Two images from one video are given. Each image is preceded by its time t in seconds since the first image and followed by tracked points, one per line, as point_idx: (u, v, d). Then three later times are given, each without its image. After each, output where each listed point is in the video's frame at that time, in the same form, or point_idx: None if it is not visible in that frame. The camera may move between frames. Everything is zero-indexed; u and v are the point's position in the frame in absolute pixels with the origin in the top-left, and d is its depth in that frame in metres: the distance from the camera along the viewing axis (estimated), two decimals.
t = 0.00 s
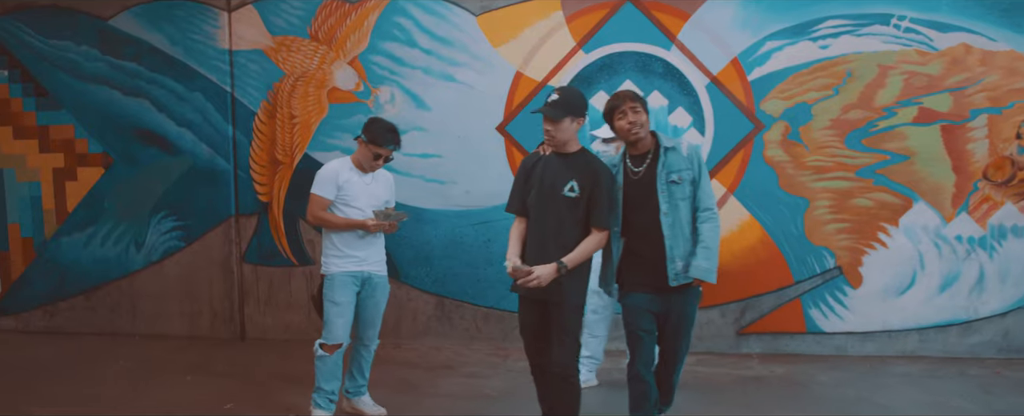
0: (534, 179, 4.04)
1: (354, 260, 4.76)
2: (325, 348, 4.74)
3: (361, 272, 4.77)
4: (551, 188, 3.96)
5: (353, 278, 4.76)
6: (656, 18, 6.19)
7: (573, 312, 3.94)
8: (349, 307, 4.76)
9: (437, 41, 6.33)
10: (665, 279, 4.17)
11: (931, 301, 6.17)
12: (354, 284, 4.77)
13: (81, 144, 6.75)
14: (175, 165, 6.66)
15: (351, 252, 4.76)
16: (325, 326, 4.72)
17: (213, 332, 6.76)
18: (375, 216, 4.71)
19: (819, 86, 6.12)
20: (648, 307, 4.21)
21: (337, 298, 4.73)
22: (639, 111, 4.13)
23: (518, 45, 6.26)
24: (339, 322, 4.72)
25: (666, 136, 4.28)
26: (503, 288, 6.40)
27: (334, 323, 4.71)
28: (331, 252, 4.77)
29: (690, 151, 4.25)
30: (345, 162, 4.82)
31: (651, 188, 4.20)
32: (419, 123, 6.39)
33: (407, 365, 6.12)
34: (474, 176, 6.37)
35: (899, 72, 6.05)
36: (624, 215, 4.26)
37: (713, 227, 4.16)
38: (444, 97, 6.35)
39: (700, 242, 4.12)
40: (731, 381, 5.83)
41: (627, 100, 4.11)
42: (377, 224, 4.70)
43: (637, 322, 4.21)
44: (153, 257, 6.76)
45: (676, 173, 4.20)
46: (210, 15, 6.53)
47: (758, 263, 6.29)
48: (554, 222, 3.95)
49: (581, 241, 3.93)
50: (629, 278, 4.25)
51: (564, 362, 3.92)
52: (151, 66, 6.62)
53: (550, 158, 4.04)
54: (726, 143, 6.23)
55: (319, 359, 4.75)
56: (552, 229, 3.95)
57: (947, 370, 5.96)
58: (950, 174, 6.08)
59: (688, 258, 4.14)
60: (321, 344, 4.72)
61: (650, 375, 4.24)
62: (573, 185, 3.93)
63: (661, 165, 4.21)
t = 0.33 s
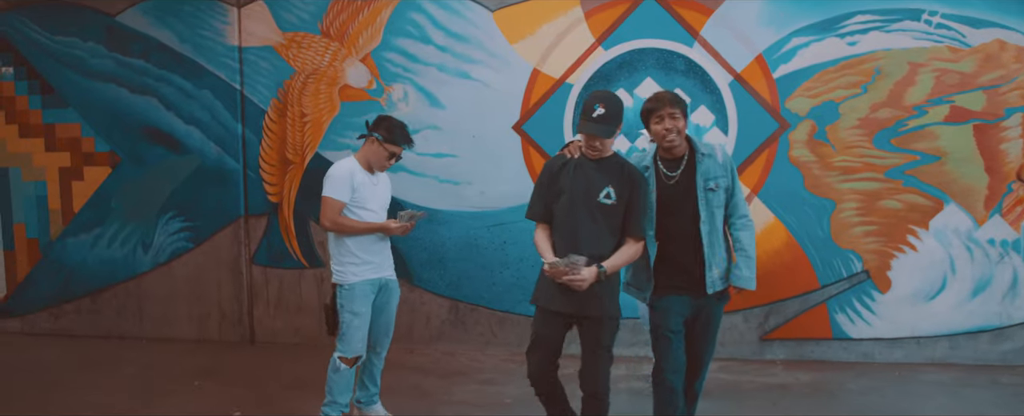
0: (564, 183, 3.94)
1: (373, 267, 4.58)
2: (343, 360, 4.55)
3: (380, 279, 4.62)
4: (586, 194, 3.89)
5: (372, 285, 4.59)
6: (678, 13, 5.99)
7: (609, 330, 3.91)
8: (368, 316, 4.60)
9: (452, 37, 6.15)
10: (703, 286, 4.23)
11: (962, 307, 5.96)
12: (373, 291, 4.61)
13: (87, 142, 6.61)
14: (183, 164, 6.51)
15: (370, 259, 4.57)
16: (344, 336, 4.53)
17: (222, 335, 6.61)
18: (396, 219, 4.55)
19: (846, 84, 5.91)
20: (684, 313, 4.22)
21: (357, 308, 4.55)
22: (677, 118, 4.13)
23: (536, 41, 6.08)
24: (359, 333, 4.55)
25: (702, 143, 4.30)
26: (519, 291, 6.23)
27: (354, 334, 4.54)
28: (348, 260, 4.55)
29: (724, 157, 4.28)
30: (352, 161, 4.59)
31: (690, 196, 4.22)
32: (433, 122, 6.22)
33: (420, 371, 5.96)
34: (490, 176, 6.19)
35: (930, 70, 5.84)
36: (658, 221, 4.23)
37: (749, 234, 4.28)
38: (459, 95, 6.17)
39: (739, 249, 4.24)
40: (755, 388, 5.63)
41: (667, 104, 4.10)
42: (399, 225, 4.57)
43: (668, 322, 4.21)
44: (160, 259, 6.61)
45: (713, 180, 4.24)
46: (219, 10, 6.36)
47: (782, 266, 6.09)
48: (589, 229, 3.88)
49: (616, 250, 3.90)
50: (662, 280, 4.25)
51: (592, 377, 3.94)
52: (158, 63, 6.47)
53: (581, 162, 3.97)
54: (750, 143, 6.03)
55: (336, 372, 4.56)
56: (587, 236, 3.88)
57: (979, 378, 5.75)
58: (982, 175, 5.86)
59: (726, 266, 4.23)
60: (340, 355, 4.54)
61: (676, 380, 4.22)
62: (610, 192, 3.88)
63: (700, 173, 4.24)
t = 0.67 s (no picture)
0: (579, 184, 3.82)
1: (363, 276, 4.48)
2: (334, 373, 4.51)
3: (370, 287, 4.51)
4: (603, 196, 3.80)
5: (361, 295, 4.48)
6: (685, 14, 5.90)
7: (623, 335, 3.84)
8: (358, 328, 4.50)
9: (456, 38, 6.06)
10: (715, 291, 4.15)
11: (974, 312, 5.85)
12: (364, 300, 4.50)
13: (85, 144, 6.51)
14: (182, 166, 6.41)
15: (360, 267, 4.47)
16: (335, 350, 4.46)
17: (221, 341, 6.51)
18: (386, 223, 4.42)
19: (856, 85, 5.82)
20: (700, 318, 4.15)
21: (349, 319, 4.44)
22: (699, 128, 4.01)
23: (540, 42, 5.99)
24: (348, 346, 4.47)
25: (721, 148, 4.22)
26: (523, 296, 6.13)
27: (342, 349, 4.45)
28: (338, 270, 4.43)
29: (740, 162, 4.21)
30: (334, 165, 4.43)
31: (708, 198, 4.14)
32: (436, 124, 6.12)
33: (423, 377, 5.85)
34: (494, 179, 6.09)
35: (941, 71, 5.75)
36: (670, 222, 4.13)
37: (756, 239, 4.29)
38: (462, 96, 6.08)
39: (748, 255, 4.24)
40: (764, 395, 5.52)
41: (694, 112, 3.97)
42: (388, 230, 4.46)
43: (684, 328, 4.13)
44: (159, 262, 6.50)
45: (730, 184, 4.15)
46: (219, 10, 6.27)
47: (792, 271, 5.99)
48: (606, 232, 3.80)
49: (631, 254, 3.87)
50: (676, 286, 4.13)
51: (604, 383, 3.88)
52: (157, 64, 6.38)
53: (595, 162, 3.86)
54: (759, 145, 5.94)
55: (328, 385, 4.52)
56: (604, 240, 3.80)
57: (992, 385, 5.64)
58: (994, 178, 5.77)
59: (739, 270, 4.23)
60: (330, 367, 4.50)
61: (688, 386, 4.18)
62: (627, 195, 3.82)
63: (719, 176, 4.15)
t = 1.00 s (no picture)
0: (575, 180, 3.71)
1: (344, 276, 4.46)
2: (318, 376, 4.49)
3: (352, 288, 4.49)
4: (600, 194, 3.70)
5: (342, 296, 4.45)
6: (685, 10, 5.81)
7: (619, 334, 3.73)
8: (339, 329, 4.47)
9: (452, 34, 5.97)
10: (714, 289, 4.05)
11: (977, 312, 5.78)
12: (346, 301, 4.48)
13: (75, 142, 6.41)
14: (174, 164, 6.31)
15: (338, 268, 4.44)
16: (317, 353, 4.44)
17: (214, 342, 6.41)
18: (360, 223, 4.37)
19: (858, 82, 5.73)
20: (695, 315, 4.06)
21: (329, 322, 4.42)
22: (704, 130, 3.94)
23: (538, 38, 5.90)
24: (331, 349, 4.44)
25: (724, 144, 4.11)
26: (521, 296, 6.04)
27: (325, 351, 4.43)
28: (317, 272, 4.41)
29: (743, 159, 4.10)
30: (302, 167, 4.36)
31: (706, 194, 4.03)
32: (432, 121, 6.03)
33: (419, 379, 5.76)
34: (491, 177, 6.00)
35: (944, 67, 5.67)
36: (669, 218, 4.03)
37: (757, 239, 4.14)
38: (459, 93, 5.99)
39: (748, 254, 4.09)
40: (765, 397, 5.44)
41: (703, 114, 3.88)
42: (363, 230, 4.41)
43: (682, 325, 4.05)
44: (150, 262, 6.40)
45: (732, 182, 4.04)
46: (212, 6, 6.17)
47: (793, 270, 5.91)
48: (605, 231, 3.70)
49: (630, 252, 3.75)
50: (673, 282, 4.04)
51: (600, 384, 3.77)
52: (149, 61, 6.27)
53: (590, 156, 3.74)
54: (759, 142, 5.86)
55: (314, 388, 4.48)
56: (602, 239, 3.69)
57: (995, 385, 5.57)
58: (998, 176, 5.69)
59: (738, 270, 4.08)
60: (314, 371, 4.48)
61: (685, 385, 4.09)
62: (624, 192, 3.71)
63: (720, 173, 4.03)
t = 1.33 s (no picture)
0: (552, 184, 3.65)
1: (329, 279, 4.40)
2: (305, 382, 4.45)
3: (337, 290, 4.44)
4: (579, 195, 3.62)
5: (328, 299, 4.41)
6: (679, 7, 5.75)
7: (605, 340, 3.65)
8: (326, 334, 4.43)
9: (443, 32, 5.89)
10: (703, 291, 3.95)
11: (972, 312, 5.74)
12: (333, 304, 4.44)
13: (61, 141, 6.32)
14: (162, 164, 6.23)
15: (323, 270, 4.39)
16: (304, 359, 4.41)
17: (202, 343, 6.33)
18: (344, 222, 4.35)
19: (853, 80, 5.69)
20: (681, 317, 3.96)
21: (316, 326, 4.38)
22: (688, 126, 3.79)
23: (530, 36, 5.83)
24: (318, 355, 4.40)
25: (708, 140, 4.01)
26: (512, 297, 5.98)
27: (312, 357, 4.39)
28: (301, 276, 4.34)
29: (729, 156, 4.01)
30: (284, 167, 4.34)
31: (690, 193, 3.95)
32: (423, 120, 5.96)
33: (410, 381, 5.70)
34: (482, 176, 5.93)
35: (940, 66, 5.62)
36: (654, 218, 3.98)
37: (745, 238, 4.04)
38: (450, 92, 5.92)
39: (737, 253, 4.00)
40: (759, 398, 5.40)
41: (685, 111, 3.75)
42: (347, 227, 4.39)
43: (665, 334, 3.92)
44: (138, 263, 6.32)
45: (717, 179, 3.95)
46: (199, 3, 6.09)
47: (787, 271, 5.86)
48: (588, 233, 3.61)
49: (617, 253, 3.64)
50: (658, 285, 3.94)
51: (587, 388, 3.71)
52: (135, 59, 6.18)
53: (566, 157, 3.68)
54: (753, 141, 5.81)
55: (302, 395, 4.45)
56: (585, 242, 3.60)
57: (991, 386, 5.53)
58: (993, 175, 5.65)
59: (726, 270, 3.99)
60: (302, 377, 4.44)
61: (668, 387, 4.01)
62: (604, 190, 3.62)
63: (706, 170, 3.95)
